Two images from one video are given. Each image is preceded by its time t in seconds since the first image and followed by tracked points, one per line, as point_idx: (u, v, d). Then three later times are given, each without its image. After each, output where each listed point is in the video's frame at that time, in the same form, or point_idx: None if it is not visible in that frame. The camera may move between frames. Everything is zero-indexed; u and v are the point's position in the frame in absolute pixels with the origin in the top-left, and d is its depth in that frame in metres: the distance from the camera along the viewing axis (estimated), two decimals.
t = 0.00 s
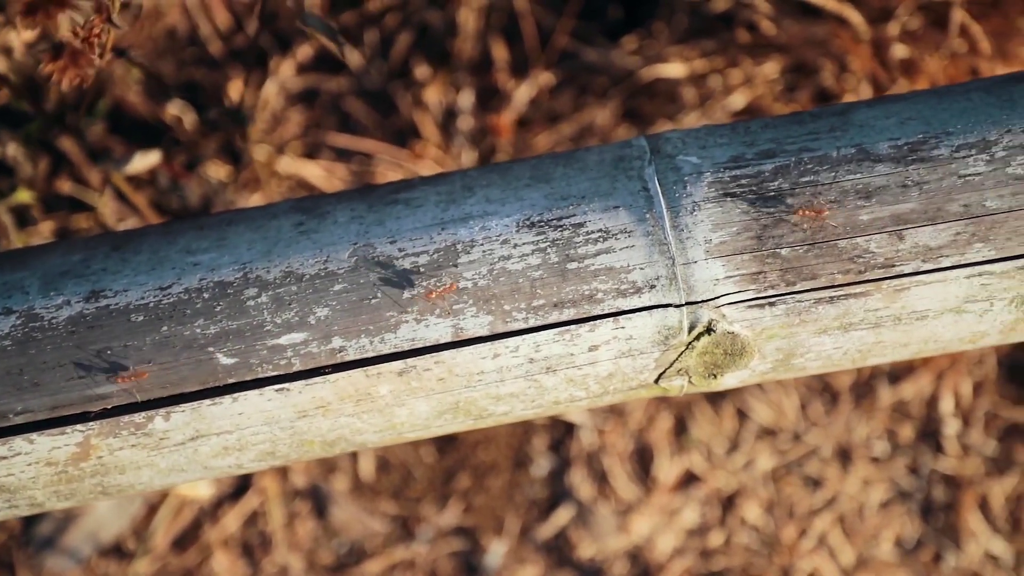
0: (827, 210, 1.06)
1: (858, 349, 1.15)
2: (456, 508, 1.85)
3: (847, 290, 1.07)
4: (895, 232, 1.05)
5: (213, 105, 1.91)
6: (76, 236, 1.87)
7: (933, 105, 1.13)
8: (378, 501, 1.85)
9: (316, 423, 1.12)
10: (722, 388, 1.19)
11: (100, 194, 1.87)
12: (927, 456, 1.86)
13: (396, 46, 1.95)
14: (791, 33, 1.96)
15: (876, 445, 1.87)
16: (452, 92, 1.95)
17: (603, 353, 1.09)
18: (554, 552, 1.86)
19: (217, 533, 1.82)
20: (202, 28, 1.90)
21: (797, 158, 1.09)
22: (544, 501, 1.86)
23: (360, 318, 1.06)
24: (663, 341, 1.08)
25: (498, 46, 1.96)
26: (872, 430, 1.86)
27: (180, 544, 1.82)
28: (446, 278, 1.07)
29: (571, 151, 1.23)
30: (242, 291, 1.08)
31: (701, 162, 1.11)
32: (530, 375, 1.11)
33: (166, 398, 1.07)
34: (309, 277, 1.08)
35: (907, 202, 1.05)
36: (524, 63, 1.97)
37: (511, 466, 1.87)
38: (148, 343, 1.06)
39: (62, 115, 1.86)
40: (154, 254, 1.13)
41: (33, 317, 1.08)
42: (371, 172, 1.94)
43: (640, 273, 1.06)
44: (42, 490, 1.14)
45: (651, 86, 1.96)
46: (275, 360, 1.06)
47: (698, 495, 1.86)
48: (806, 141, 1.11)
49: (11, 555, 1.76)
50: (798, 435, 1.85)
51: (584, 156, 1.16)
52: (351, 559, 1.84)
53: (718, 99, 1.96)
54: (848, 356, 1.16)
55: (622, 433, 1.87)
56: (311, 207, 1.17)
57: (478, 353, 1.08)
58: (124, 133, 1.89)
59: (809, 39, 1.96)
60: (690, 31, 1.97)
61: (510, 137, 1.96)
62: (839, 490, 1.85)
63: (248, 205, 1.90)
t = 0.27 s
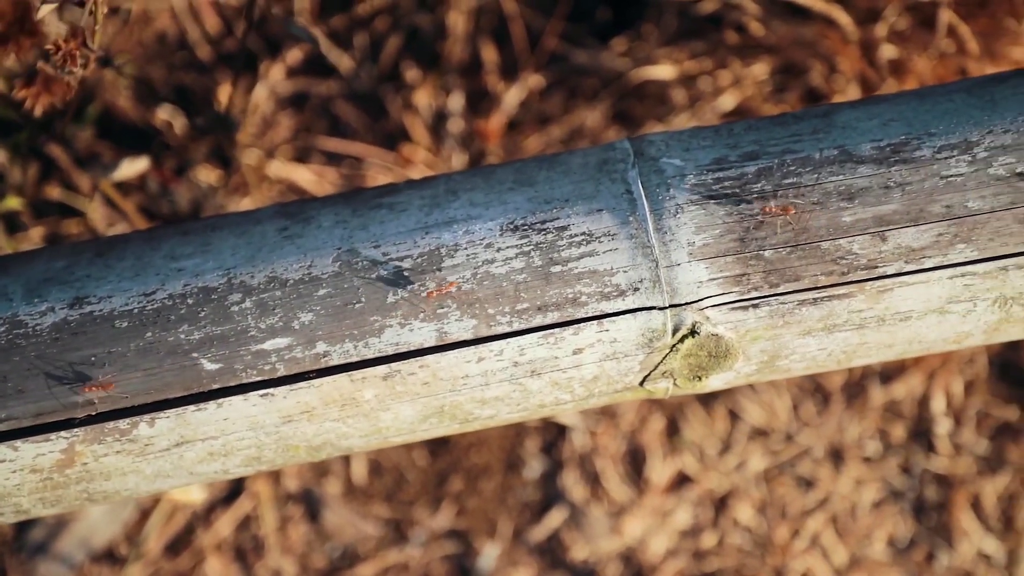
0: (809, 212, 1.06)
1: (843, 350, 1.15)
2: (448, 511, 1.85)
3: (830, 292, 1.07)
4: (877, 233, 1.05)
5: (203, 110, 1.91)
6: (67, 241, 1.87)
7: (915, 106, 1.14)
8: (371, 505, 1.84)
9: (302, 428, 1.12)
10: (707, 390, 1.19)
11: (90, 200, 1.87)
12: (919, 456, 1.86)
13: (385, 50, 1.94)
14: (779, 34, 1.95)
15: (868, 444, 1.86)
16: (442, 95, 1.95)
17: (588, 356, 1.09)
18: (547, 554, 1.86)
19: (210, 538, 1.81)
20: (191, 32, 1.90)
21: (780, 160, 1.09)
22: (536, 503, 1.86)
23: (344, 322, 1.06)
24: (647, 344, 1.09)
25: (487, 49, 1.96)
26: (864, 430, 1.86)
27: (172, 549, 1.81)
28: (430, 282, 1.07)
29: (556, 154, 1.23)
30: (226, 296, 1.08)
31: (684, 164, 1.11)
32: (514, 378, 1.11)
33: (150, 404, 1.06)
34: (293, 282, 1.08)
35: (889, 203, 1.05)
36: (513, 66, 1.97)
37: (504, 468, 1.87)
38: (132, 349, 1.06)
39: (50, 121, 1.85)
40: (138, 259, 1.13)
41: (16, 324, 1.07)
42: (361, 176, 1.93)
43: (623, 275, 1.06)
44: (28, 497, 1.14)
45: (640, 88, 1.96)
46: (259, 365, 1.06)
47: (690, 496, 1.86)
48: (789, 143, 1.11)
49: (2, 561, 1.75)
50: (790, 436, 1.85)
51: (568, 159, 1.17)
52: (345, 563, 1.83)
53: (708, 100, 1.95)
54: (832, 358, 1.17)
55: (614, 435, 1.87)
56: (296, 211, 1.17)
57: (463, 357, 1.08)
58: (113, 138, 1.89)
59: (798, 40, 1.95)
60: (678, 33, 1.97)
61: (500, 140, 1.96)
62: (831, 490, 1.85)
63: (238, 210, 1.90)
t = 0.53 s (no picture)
0: (795, 215, 1.07)
1: (830, 352, 1.15)
2: (442, 514, 1.84)
3: (816, 294, 1.07)
4: (863, 235, 1.06)
5: (195, 113, 1.90)
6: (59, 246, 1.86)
7: (901, 109, 1.14)
8: (364, 508, 1.84)
9: (290, 433, 1.12)
10: (695, 393, 1.19)
11: (81, 204, 1.87)
12: (912, 456, 1.86)
13: (376, 53, 1.94)
14: (770, 35, 1.95)
15: (861, 445, 1.86)
16: (434, 98, 1.94)
17: (575, 360, 1.09)
18: (541, 556, 1.85)
19: (204, 542, 1.81)
20: (183, 37, 1.91)
21: (766, 163, 1.10)
22: (530, 505, 1.86)
23: (331, 327, 1.06)
24: (634, 347, 1.09)
25: (479, 51, 1.96)
26: (857, 430, 1.86)
27: (166, 553, 1.81)
28: (417, 286, 1.07)
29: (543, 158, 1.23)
30: (214, 302, 1.08)
31: (671, 168, 1.11)
32: (502, 382, 1.11)
33: (138, 410, 1.07)
34: (280, 287, 1.08)
35: (875, 206, 1.06)
36: (505, 69, 1.96)
37: (497, 471, 1.87)
38: (119, 354, 1.06)
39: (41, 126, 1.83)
40: (126, 265, 1.13)
41: (4, 330, 1.08)
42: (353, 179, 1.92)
43: (610, 279, 1.06)
44: (16, 503, 1.14)
45: (632, 90, 1.95)
46: (247, 370, 1.06)
47: (684, 498, 1.85)
48: (775, 145, 1.11)
49: None
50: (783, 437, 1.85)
51: (555, 163, 1.17)
52: (339, 566, 1.83)
53: (700, 102, 1.95)
54: (820, 360, 1.17)
55: (607, 437, 1.86)
56: (283, 216, 1.17)
57: (450, 361, 1.08)
58: (104, 142, 1.89)
59: (789, 41, 1.95)
60: (670, 34, 1.97)
61: (492, 143, 1.95)
62: (825, 490, 1.85)
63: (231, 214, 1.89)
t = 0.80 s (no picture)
0: (775, 215, 1.07)
1: (812, 351, 1.15)
2: (433, 515, 1.84)
3: (796, 294, 1.07)
4: (842, 234, 1.06)
5: (183, 117, 1.90)
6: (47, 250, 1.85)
7: (880, 108, 1.14)
8: (355, 511, 1.84)
9: (271, 436, 1.12)
10: (678, 393, 1.19)
11: (68, 208, 1.86)
12: (901, 454, 1.86)
13: (364, 55, 1.94)
14: (756, 35, 1.95)
15: (851, 443, 1.86)
16: (421, 99, 1.94)
17: (557, 361, 1.09)
18: (532, 557, 1.84)
19: (195, 545, 1.81)
20: (170, 40, 1.91)
21: (746, 163, 1.10)
22: (520, 506, 1.85)
23: (312, 330, 1.06)
24: (615, 348, 1.09)
25: (467, 53, 1.95)
26: (847, 429, 1.86)
27: (157, 557, 1.80)
28: (397, 289, 1.07)
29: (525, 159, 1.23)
30: (194, 306, 1.08)
31: (651, 169, 1.11)
32: (484, 384, 1.11)
33: (118, 414, 1.07)
34: (261, 291, 1.08)
35: (854, 205, 1.06)
36: (492, 69, 1.96)
37: (488, 472, 1.86)
38: (100, 359, 1.06)
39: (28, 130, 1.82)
40: (107, 269, 1.12)
41: None
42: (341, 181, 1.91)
43: (590, 280, 1.06)
44: None
45: (619, 90, 1.95)
46: (227, 374, 1.06)
47: (674, 497, 1.85)
48: (755, 146, 1.11)
49: None
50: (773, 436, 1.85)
51: (536, 165, 1.17)
52: (330, 568, 1.82)
53: (687, 101, 1.94)
54: (802, 359, 1.17)
55: (598, 437, 1.86)
56: (265, 220, 1.17)
57: (431, 364, 1.08)
58: (91, 146, 1.89)
59: (775, 41, 1.95)
60: (657, 34, 1.96)
61: (480, 144, 1.94)
62: (815, 489, 1.85)
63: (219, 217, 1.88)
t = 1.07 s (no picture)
0: (758, 213, 1.07)
1: (796, 349, 1.15)
2: (425, 516, 1.83)
3: (779, 292, 1.07)
4: (825, 233, 1.06)
5: (171, 118, 1.89)
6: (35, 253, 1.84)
7: (863, 106, 1.14)
8: (347, 512, 1.83)
9: (255, 439, 1.11)
10: (662, 392, 1.19)
11: (55, 212, 1.85)
12: (893, 451, 1.85)
13: (353, 57, 1.94)
14: (743, 34, 1.95)
15: (843, 441, 1.85)
16: (411, 100, 1.93)
17: (540, 361, 1.09)
18: (525, 557, 1.84)
19: (187, 548, 1.80)
20: (158, 42, 1.90)
21: (728, 162, 1.10)
22: (513, 506, 1.85)
23: (295, 332, 1.06)
24: (599, 348, 1.08)
25: (455, 53, 1.95)
26: (839, 426, 1.86)
27: (149, 561, 1.80)
28: (380, 290, 1.07)
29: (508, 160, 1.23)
30: (177, 308, 1.07)
31: (634, 168, 1.11)
32: (467, 385, 1.11)
33: (101, 418, 1.06)
34: (244, 293, 1.08)
35: (836, 203, 1.06)
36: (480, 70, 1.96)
37: (479, 473, 1.86)
38: (82, 363, 1.06)
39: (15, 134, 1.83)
40: (89, 273, 1.12)
41: None
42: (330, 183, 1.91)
43: (573, 280, 1.06)
44: None
45: (608, 89, 1.94)
46: (211, 377, 1.06)
47: (666, 496, 1.84)
48: (738, 144, 1.11)
49: None
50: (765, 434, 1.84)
51: (519, 165, 1.17)
52: (323, 569, 1.82)
53: (676, 100, 1.94)
54: (786, 358, 1.17)
55: (589, 437, 1.85)
56: (247, 222, 1.17)
57: (415, 365, 1.07)
58: (79, 150, 1.88)
59: (763, 39, 1.95)
60: (646, 33, 1.96)
61: (469, 144, 1.93)
62: (807, 488, 1.84)
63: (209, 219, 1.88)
